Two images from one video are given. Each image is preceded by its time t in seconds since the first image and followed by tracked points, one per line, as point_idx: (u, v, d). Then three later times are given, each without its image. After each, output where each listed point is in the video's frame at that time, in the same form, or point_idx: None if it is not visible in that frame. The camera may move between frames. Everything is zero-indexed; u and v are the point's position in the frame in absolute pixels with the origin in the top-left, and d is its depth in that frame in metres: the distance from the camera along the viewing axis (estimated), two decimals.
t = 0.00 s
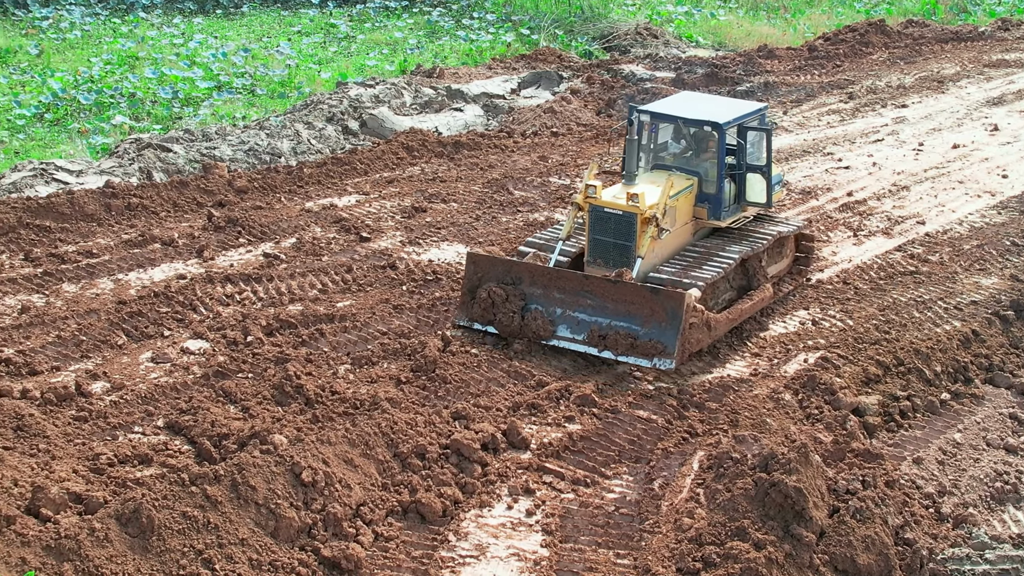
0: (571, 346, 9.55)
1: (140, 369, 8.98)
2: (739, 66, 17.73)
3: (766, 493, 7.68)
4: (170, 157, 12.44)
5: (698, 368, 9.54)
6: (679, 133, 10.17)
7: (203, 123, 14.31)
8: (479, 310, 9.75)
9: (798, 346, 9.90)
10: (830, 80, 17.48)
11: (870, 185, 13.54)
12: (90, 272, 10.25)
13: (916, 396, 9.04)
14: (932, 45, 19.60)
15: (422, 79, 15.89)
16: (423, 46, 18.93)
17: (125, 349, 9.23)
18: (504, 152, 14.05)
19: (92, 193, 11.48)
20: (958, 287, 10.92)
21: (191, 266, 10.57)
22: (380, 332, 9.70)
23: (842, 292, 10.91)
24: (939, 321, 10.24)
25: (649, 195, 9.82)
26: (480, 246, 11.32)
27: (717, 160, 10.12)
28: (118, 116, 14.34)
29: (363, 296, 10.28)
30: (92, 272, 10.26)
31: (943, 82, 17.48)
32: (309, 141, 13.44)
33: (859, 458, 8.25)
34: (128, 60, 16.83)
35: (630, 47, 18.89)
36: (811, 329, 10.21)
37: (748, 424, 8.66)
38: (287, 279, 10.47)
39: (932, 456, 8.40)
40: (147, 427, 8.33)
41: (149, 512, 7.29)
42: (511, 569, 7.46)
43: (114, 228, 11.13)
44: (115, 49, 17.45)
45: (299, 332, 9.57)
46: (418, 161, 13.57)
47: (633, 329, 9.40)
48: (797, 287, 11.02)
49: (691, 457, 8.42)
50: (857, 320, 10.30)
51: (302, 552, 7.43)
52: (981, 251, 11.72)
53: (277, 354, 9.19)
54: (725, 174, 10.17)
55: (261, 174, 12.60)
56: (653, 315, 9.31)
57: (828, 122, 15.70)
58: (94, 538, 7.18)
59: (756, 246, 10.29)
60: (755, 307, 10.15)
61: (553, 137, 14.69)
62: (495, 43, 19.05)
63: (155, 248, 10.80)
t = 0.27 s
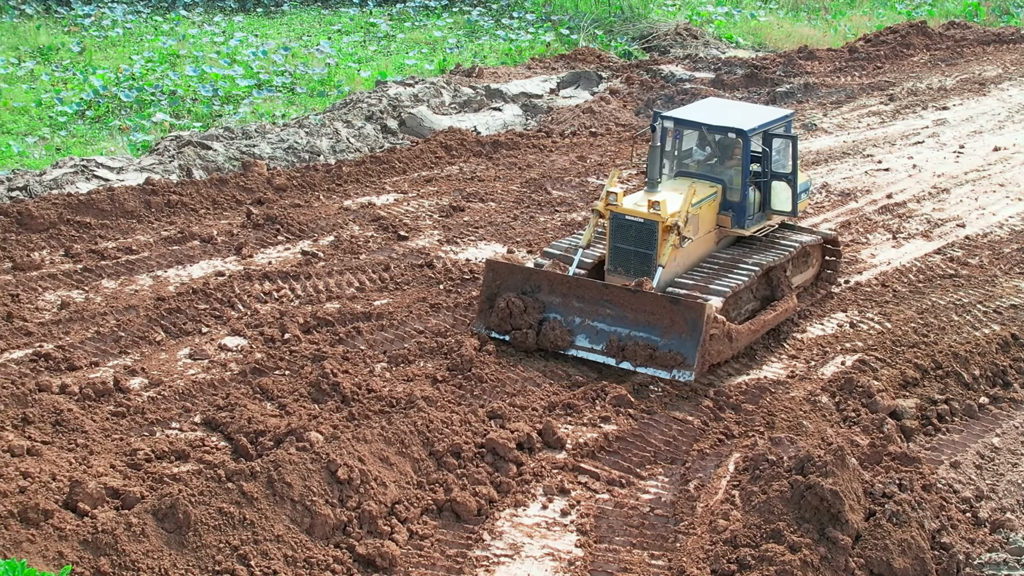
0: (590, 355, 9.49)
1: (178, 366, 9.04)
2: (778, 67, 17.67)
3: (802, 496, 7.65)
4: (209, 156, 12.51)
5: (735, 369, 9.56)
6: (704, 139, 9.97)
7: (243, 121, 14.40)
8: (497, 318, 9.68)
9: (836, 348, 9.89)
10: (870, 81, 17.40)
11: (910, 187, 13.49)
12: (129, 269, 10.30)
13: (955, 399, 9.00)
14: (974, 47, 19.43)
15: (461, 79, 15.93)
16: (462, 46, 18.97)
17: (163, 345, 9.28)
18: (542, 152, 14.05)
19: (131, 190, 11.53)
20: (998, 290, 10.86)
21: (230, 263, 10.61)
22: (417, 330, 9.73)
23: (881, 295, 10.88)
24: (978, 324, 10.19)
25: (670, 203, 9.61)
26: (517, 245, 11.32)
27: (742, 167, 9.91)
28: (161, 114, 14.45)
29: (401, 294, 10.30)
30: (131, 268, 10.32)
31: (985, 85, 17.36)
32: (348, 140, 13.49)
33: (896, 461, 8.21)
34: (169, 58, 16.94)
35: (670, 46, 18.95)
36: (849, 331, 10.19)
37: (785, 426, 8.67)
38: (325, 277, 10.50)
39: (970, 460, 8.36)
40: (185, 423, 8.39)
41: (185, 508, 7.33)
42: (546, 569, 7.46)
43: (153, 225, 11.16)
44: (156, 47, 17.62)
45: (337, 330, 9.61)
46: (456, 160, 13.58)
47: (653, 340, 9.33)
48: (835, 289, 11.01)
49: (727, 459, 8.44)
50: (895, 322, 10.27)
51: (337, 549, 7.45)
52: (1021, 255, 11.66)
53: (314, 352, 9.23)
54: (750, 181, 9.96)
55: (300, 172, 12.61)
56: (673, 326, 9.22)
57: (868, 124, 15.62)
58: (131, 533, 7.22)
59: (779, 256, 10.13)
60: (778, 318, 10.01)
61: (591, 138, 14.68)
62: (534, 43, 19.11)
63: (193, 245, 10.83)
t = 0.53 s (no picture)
0: (580, 364, 9.29)
1: (186, 359, 9.05)
2: (788, 62, 17.65)
3: (809, 490, 7.64)
4: (218, 149, 12.51)
5: (744, 363, 9.59)
6: (698, 139, 9.83)
7: (251, 114, 14.49)
8: (487, 325, 9.53)
9: (844, 342, 9.89)
10: (880, 76, 17.39)
11: (919, 182, 13.47)
12: (138, 262, 10.31)
13: (963, 394, 9.00)
14: (984, 41, 19.38)
15: (471, 73, 15.96)
16: (472, 41, 19.04)
17: (172, 338, 9.29)
18: (551, 146, 14.06)
19: (140, 182, 11.50)
20: (1007, 285, 10.86)
21: (238, 256, 10.62)
22: (425, 324, 9.74)
23: (890, 289, 10.87)
24: (987, 319, 10.18)
25: (663, 204, 9.48)
26: (526, 239, 11.32)
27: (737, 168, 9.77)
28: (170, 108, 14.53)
29: (409, 288, 10.31)
30: (140, 261, 10.33)
31: (995, 79, 17.33)
32: (357, 134, 13.50)
33: (904, 456, 8.20)
34: (178, 51, 16.94)
35: (678, 41, 18.87)
36: (857, 326, 10.19)
37: (792, 421, 8.68)
38: (333, 271, 10.51)
39: (978, 455, 8.36)
40: (193, 416, 8.41)
41: (193, 501, 7.35)
42: (553, 562, 7.48)
43: (162, 218, 11.17)
44: (166, 40, 17.64)
45: (345, 323, 9.62)
46: (465, 154, 13.59)
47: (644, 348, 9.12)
48: (843, 284, 11.02)
49: (735, 454, 8.47)
50: (904, 317, 10.27)
51: (345, 542, 7.46)
52: None
53: (323, 346, 9.25)
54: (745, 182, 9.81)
55: (309, 166, 12.59)
56: (664, 334, 9.01)
57: (878, 119, 15.61)
58: (139, 526, 7.24)
59: (773, 259, 9.96)
60: (772, 323, 9.86)
61: (601, 131, 14.67)
62: (544, 37, 19.21)
63: (202, 238, 10.84)
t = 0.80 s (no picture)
0: (563, 354, 9.17)
1: (188, 339, 9.06)
2: (791, 43, 17.62)
3: (811, 471, 7.65)
4: (220, 129, 12.47)
5: (746, 344, 9.60)
6: (685, 126, 9.67)
7: (254, 94, 14.57)
8: (469, 314, 9.39)
9: (846, 323, 9.89)
10: (883, 56, 17.35)
11: (921, 162, 13.43)
12: (140, 243, 10.30)
13: (964, 374, 9.00)
14: (987, 21, 19.31)
15: (472, 53, 16.06)
16: (473, 20, 19.01)
17: (174, 319, 9.30)
18: (553, 126, 14.07)
19: (142, 163, 11.48)
20: (1009, 266, 10.85)
21: (240, 236, 10.62)
22: (427, 304, 9.74)
23: (892, 270, 10.86)
24: (988, 300, 10.18)
25: (648, 191, 9.34)
26: (528, 220, 11.32)
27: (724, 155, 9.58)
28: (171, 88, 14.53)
29: (411, 268, 10.30)
30: (142, 242, 10.32)
31: (998, 59, 17.28)
32: (358, 114, 13.47)
33: (905, 436, 8.20)
34: (179, 31, 16.89)
35: (681, 20, 18.97)
36: (859, 307, 10.18)
37: (794, 401, 8.69)
38: (334, 250, 10.50)
39: (979, 435, 8.36)
40: (195, 396, 8.42)
41: (196, 481, 7.36)
42: (555, 542, 7.49)
43: (164, 199, 11.15)
44: (166, 19, 17.51)
45: (346, 304, 9.63)
46: (466, 134, 13.59)
47: (628, 338, 9.02)
48: (844, 264, 11.00)
49: (737, 434, 8.49)
50: (905, 298, 10.26)
51: (347, 522, 7.48)
52: None
53: (324, 326, 9.26)
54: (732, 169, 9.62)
55: (311, 146, 12.56)
56: (648, 325, 8.90)
57: (880, 99, 15.57)
58: (141, 505, 7.25)
59: (760, 248, 9.80)
60: (759, 313, 9.73)
61: (603, 112, 14.67)
62: (546, 16, 19.27)
63: (204, 218, 10.83)
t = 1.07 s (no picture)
0: (562, 360, 9.08)
1: (205, 334, 9.08)
2: (809, 39, 17.59)
3: (828, 469, 7.63)
4: (237, 124, 12.49)
5: (763, 341, 9.60)
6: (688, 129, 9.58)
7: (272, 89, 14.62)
8: (467, 318, 9.29)
9: (864, 321, 9.87)
10: (901, 53, 17.30)
11: (940, 160, 13.39)
12: (157, 238, 10.32)
13: (983, 373, 8.97)
14: (1007, 19, 19.21)
15: (490, 49, 16.09)
16: (490, 16, 19.04)
17: (191, 314, 9.32)
18: (570, 122, 14.07)
19: (160, 157, 11.49)
20: None
21: (258, 232, 10.63)
22: (444, 300, 9.74)
23: (910, 268, 10.83)
24: (1007, 298, 10.14)
25: (651, 195, 9.21)
26: (545, 216, 11.31)
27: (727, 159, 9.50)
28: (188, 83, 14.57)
29: (428, 264, 10.29)
30: (159, 237, 10.33)
31: (1018, 57, 17.20)
32: (375, 109, 13.47)
33: (923, 435, 8.18)
34: (198, 26, 16.92)
35: (698, 18, 18.81)
36: (877, 305, 10.16)
37: (811, 399, 8.69)
38: (351, 246, 10.51)
39: (998, 435, 8.33)
40: (212, 391, 8.44)
41: (213, 476, 7.37)
42: (571, 539, 7.50)
43: (182, 193, 11.16)
44: (184, 15, 17.57)
45: (363, 299, 9.64)
46: (484, 130, 13.59)
47: (629, 345, 8.93)
48: (862, 262, 10.97)
49: (754, 431, 8.49)
50: (924, 296, 10.23)
51: (364, 518, 7.49)
52: None
53: (341, 321, 9.28)
54: (736, 174, 9.54)
55: (328, 141, 12.57)
56: (649, 332, 8.80)
57: (898, 97, 15.53)
58: (159, 500, 7.27)
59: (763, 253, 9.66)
60: (762, 320, 9.59)
61: (621, 108, 14.66)
62: (563, 13, 19.35)
63: (222, 214, 10.84)
